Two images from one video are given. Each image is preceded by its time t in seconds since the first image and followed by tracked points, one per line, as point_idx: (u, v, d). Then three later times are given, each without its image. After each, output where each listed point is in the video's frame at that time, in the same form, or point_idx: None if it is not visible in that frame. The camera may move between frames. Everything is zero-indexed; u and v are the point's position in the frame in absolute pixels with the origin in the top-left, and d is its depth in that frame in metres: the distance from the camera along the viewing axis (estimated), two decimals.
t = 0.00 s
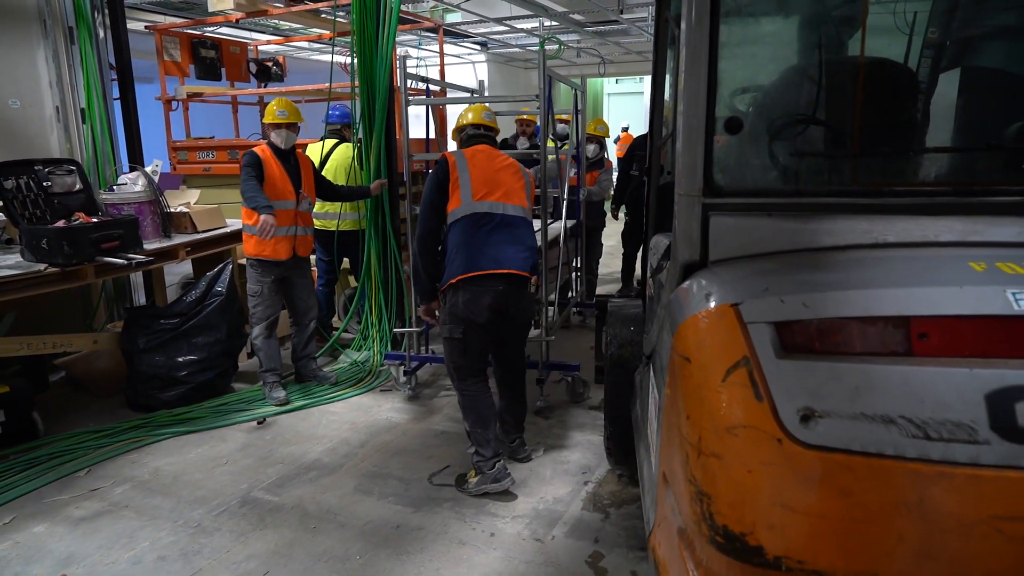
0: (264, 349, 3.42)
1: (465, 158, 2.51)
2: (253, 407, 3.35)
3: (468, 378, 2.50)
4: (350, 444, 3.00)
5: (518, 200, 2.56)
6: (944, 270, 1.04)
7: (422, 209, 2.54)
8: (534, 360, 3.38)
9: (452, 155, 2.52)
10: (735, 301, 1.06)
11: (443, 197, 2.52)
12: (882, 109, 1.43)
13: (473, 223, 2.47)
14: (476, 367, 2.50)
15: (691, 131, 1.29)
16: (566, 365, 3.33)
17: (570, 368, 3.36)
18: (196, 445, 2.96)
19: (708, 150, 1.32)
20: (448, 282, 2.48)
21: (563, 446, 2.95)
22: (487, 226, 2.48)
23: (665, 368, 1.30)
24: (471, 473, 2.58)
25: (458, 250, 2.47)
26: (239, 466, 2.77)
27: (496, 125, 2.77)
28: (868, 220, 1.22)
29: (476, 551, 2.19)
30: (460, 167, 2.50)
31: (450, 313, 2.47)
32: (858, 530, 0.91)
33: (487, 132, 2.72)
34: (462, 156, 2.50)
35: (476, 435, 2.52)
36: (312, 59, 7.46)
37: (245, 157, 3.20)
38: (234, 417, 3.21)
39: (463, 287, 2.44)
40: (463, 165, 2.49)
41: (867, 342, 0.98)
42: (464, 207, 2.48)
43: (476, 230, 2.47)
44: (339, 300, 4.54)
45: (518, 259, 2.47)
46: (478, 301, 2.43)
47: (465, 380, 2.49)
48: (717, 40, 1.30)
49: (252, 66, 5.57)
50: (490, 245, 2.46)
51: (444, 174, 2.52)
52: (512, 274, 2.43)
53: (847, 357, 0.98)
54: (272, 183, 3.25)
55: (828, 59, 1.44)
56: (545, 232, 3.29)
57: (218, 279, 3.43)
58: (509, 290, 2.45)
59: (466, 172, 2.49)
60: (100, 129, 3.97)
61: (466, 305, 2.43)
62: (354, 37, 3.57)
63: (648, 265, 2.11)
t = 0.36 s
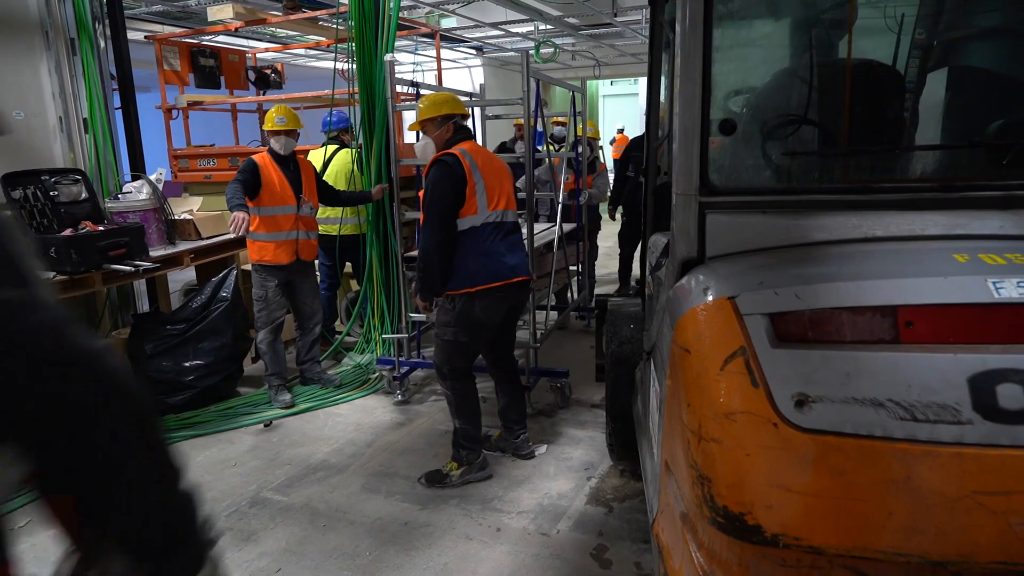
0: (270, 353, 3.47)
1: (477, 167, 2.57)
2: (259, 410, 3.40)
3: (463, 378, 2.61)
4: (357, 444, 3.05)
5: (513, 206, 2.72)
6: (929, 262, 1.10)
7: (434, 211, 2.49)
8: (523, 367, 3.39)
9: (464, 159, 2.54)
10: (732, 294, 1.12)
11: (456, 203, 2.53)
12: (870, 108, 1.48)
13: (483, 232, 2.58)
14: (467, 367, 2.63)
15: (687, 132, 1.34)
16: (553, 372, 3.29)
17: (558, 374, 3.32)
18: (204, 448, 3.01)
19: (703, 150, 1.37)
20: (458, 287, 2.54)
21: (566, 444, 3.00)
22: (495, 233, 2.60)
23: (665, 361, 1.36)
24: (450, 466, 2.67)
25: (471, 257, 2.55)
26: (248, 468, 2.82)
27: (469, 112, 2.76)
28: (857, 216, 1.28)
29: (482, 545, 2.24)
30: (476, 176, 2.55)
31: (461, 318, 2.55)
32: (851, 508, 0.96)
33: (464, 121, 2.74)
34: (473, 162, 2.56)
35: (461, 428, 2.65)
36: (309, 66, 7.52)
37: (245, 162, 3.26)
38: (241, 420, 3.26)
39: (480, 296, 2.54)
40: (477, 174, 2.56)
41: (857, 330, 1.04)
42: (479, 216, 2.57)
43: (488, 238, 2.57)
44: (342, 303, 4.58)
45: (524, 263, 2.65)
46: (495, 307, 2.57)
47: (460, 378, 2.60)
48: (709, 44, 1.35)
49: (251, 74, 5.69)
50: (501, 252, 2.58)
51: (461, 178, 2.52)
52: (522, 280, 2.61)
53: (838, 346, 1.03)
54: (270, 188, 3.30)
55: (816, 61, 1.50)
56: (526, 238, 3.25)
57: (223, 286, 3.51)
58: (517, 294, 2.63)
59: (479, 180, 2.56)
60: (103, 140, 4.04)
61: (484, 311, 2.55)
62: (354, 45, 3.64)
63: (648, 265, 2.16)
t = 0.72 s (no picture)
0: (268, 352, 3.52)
1: (455, 178, 2.56)
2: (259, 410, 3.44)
3: (450, 387, 2.71)
4: (356, 443, 3.09)
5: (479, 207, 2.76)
6: (912, 262, 1.14)
7: (428, 229, 2.44)
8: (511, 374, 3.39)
9: (445, 172, 2.50)
10: (723, 294, 1.17)
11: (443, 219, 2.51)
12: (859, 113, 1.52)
13: (462, 245, 2.61)
14: (455, 376, 2.71)
15: (680, 137, 1.39)
16: (543, 377, 3.28)
17: (547, 381, 3.31)
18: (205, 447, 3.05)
19: (696, 155, 1.42)
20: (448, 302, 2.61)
21: (563, 442, 3.04)
22: (472, 244, 2.65)
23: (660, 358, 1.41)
24: (449, 461, 2.74)
25: (456, 272, 2.59)
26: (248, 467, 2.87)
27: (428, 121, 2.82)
28: (845, 218, 1.33)
29: (482, 541, 2.28)
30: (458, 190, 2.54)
31: (444, 332, 2.62)
32: (837, 499, 1.01)
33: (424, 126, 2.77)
34: (452, 174, 2.54)
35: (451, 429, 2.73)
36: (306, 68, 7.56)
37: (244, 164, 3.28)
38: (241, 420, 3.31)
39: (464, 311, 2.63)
40: (458, 187, 2.54)
41: (842, 328, 1.08)
42: (459, 230, 2.58)
43: (467, 250, 2.62)
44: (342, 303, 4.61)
45: (494, 271, 2.74)
46: (475, 320, 2.67)
47: (444, 387, 2.71)
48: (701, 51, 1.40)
49: (248, 76, 5.73)
50: (479, 261, 2.66)
51: (444, 192, 2.49)
52: (494, 288, 2.70)
53: (824, 343, 1.08)
54: (269, 191, 3.33)
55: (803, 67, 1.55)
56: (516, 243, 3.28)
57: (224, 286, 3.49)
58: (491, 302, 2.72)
59: (460, 193, 2.55)
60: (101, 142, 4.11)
61: (464, 326, 2.65)
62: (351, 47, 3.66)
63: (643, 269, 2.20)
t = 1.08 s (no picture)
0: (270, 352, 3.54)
1: (431, 178, 2.53)
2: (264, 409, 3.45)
3: (448, 386, 2.69)
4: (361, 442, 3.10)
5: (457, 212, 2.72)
6: (929, 261, 1.15)
7: (396, 227, 2.39)
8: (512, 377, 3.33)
9: (419, 170, 2.47)
10: (741, 292, 1.17)
11: (416, 218, 2.46)
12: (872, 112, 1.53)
13: (439, 246, 2.57)
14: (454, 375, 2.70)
15: (695, 136, 1.39)
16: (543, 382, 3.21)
17: (547, 386, 3.24)
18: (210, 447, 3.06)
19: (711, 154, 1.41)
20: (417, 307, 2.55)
21: (569, 441, 3.04)
22: (449, 246, 2.61)
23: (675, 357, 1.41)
24: (455, 460, 2.75)
25: (429, 274, 2.54)
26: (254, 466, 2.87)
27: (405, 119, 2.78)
28: (860, 216, 1.33)
29: (490, 540, 2.28)
30: (433, 189, 2.50)
31: (429, 333, 2.58)
32: (857, 495, 1.01)
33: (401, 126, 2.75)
34: (426, 172, 2.51)
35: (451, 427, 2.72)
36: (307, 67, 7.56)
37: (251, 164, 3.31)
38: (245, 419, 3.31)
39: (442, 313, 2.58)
40: (433, 186, 2.51)
41: (860, 326, 1.09)
42: (435, 230, 2.54)
43: (439, 253, 2.56)
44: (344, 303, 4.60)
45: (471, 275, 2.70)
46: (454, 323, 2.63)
47: (445, 383, 2.69)
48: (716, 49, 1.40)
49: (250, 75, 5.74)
50: (453, 266, 2.61)
51: (418, 191, 2.45)
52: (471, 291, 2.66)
53: (843, 340, 1.08)
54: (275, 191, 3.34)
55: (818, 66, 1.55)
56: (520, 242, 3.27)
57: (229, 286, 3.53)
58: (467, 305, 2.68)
59: (435, 192, 2.51)
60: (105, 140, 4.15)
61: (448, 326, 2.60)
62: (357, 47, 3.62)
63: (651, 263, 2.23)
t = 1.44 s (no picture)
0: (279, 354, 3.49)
1: (415, 177, 2.48)
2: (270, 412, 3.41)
3: (420, 388, 2.56)
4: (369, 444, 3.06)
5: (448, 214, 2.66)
6: (978, 264, 1.12)
7: (372, 225, 2.36)
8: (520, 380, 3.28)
9: (402, 169, 2.43)
10: (783, 297, 1.13)
11: (397, 217, 2.42)
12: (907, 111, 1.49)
13: (422, 246, 2.51)
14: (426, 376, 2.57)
15: (728, 137, 1.35)
16: (553, 385, 3.15)
17: (557, 388, 3.18)
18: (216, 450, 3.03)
19: (746, 155, 1.38)
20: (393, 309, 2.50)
21: (580, 445, 3.00)
22: (433, 246, 2.54)
23: (706, 364, 1.37)
24: (449, 466, 2.66)
25: (407, 276, 2.48)
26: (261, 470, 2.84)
27: (402, 120, 2.74)
28: (899, 219, 1.30)
29: (504, 546, 2.25)
30: (416, 189, 2.45)
31: (406, 335, 2.50)
32: (910, 508, 0.98)
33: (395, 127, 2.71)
34: (411, 170, 2.47)
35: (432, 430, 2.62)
36: (309, 66, 7.54)
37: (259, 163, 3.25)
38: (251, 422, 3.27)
39: (420, 315, 2.50)
40: (416, 185, 2.46)
41: (909, 333, 1.06)
42: (417, 229, 2.49)
43: (420, 255, 2.51)
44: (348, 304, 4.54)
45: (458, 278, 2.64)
46: (436, 325, 2.54)
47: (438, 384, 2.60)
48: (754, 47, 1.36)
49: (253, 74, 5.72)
50: (436, 269, 2.54)
51: (399, 191, 2.41)
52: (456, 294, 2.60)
53: (891, 347, 1.05)
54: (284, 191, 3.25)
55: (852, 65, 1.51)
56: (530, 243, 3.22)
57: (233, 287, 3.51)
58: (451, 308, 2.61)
59: (419, 191, 2.47)
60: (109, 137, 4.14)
61: (426, 329, 2.51)
62: (364, 46, 3.58)
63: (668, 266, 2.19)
